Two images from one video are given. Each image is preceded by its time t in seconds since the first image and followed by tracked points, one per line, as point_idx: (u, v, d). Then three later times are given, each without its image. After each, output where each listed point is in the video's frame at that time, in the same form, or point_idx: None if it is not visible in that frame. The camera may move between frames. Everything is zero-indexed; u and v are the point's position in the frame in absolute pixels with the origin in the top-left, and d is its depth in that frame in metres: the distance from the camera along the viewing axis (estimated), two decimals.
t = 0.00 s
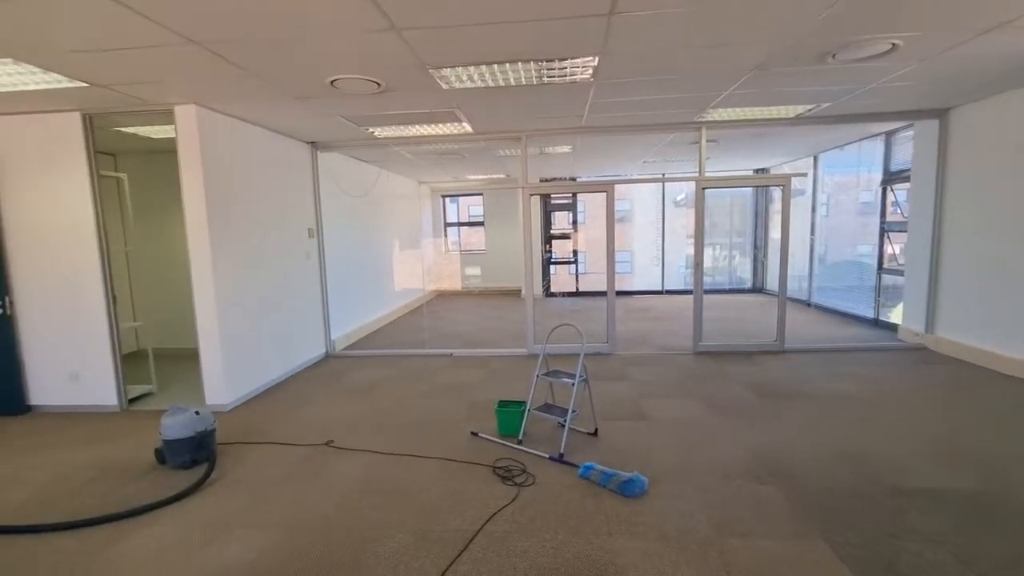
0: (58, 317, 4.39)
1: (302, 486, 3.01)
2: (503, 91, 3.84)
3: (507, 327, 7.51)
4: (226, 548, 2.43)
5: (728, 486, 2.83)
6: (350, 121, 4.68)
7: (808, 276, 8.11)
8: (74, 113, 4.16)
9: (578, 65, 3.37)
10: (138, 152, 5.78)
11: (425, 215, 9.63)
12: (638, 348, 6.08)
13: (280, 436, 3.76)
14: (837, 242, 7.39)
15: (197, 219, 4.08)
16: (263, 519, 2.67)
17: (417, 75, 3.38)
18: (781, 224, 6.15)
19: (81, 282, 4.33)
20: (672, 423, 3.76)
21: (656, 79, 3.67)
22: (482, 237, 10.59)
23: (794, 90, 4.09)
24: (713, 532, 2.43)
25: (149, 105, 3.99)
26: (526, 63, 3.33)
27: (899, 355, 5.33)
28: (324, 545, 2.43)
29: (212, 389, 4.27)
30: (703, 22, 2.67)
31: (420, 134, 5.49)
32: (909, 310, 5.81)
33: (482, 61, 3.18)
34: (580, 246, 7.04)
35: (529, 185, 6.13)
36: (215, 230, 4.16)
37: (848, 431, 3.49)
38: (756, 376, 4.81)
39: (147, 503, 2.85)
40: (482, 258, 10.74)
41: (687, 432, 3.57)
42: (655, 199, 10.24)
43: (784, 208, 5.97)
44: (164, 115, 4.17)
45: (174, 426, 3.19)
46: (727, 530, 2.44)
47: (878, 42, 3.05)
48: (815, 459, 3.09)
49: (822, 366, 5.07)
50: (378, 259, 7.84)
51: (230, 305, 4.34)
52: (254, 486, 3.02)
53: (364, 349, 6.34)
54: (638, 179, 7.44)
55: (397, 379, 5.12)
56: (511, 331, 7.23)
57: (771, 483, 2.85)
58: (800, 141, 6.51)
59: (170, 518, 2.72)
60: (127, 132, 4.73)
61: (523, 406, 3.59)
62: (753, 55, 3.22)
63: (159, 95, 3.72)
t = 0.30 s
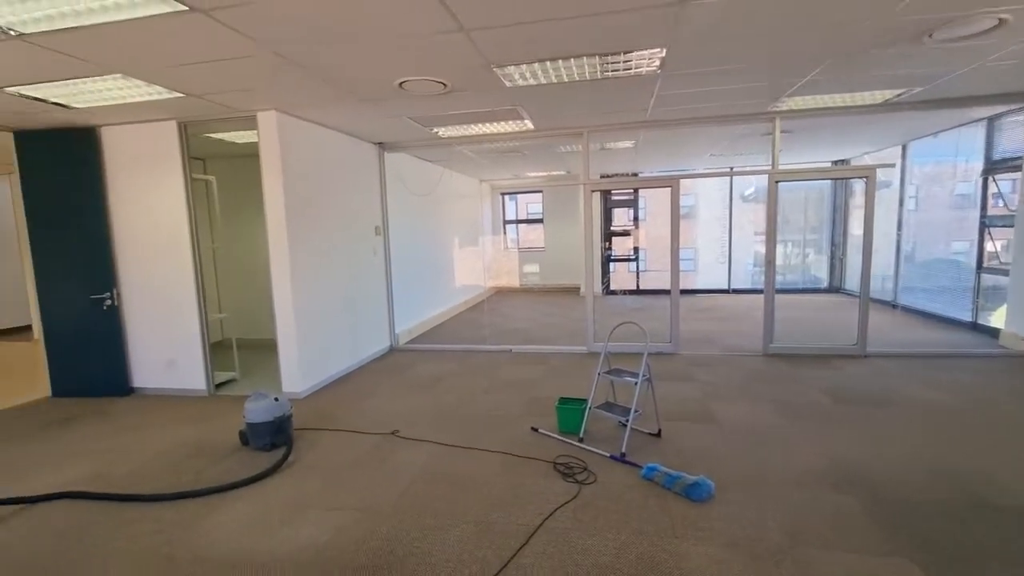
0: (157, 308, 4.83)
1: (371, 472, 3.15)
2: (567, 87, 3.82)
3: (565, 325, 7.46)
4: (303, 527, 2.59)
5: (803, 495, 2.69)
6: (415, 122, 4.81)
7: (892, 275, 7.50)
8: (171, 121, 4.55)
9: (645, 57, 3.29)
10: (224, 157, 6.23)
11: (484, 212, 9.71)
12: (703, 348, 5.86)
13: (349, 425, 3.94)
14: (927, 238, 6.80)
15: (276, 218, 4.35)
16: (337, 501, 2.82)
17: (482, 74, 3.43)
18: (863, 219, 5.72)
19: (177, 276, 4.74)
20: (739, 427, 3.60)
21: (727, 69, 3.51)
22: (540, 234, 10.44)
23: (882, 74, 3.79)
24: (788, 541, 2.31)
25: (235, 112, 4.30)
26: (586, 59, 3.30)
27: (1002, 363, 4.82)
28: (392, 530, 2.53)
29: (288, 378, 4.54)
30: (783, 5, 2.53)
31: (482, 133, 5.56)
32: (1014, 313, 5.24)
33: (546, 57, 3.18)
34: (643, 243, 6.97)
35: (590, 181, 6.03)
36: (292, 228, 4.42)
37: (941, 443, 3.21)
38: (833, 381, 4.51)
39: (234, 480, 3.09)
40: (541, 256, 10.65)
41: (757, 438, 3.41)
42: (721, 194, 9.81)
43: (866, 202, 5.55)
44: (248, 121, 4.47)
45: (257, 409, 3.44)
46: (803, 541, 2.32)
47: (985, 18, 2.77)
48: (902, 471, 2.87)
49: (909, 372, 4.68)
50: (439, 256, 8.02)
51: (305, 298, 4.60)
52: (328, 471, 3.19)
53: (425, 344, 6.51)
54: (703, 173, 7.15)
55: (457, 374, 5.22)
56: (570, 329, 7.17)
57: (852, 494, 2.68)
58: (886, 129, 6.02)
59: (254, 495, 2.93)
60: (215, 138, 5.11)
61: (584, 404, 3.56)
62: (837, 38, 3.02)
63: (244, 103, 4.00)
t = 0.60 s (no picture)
0: (243, 299, 5.21)
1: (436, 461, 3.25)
2: (633, 79, 3.74)
3: (627, 322, 7.35)
4: (374, 509, 2.72)
5: (891, 510, 2.50)
6: (481, 119, 4.89)
7: (994, 275, 6.79)
8: (257, 125, 4.88)
9: (718, 45, 3.16)
10: (302, 158, 6.62)
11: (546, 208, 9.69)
12: (776, 350, 5.58)
13: (416, 414, 4.08)
14: None
15: (348, 214, 4.57)
16: (405, 487, 2.94)
17: (548, 70, 3.43)
18: (961, 212, 5.23)
19: (260, 269, 5.08)
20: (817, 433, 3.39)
21: (809, 53, 3.30)
22: (602, 230, 10.31)
23: (989, 52, 3.43)
24: (872, 558, 2.16)
25: (313, 115, 4.55)
26: (655, 49, 3.21)
27: None
28: (457, 517, 2.60)
29: (358, 367, 4.76)
30: None
31: (545, 128, 5.56)
32: None
33: (613, 50, 3.13)
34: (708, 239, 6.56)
35: (655, 175, 5.87)
36: (363, 224, 4.62)
37: None
38: (924, 389, 4.16)
39: (311, 462, 3.29)
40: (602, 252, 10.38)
41: (838, 446, 3.20)
42: (795, 186, 9.24)
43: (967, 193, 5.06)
44: (324, 123, 4.71)
45: (332, 396, 3.64)
46: (890, 558, 2.16)
47: None
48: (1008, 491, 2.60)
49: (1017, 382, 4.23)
50: (501, 252, 8.12)
51: (374, 291, 4.79)
52: (396, 457, 3.33)
53: (487, 338, 6.62)
54: (778, 164, 6.78)
55: (519, 368, 5.28)
56: (632, 326, 7.06)
57: (947, 512, 2.46)
58: (992, 113, 5.46)
59: (329, 477, 3.11)
60: (295, 139, 5.43)
61: (649, 403, 3.49)
62: (938, 14, 2.76)
63: (322, 106, 4.22)
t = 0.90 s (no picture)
0: (328, 289, 5.56)
1: (505, 454, 3.31)
2: (717, 71, 3.58)
3: (702, 325, 7.07)
4: (445, 495, 2.82)
5: (1005, 543, 2.24)
6: (556, 116, 4.89)
7: None
8: (344, 126, 5.18)
9: (813, 32, 2.96)
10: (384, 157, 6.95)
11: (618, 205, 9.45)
12: (869, 360, 5.15)
13: (486, 407, 4.18)
14: None
15: (426, 210, 4.74)
16: (474, 476, 3.02)
17: (627, 64, 3.37)
18: None
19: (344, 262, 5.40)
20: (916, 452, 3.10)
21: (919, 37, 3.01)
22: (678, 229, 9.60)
23: None
24: None
25: (396, 116, 4.75)
26: (742, 39, 3.06)
27: None
28: (525, 510, 2.65)
29: (431, 357, 4.94)
30: None
31: (621, 124, 5.47)
32: None
33: (697, 42, 3.03)
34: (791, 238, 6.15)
35: (737, 172, 5.60)
36: (438, 219, 4.78)
37: None
38: None
39: (388, 446, 3.46)
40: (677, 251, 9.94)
41: (942, 469, 2.91)
42: (897, 183, 8.40)
43: None
44: (405, 123, 4.92)
45: (408, 384, 3.80)
46: None
47: None
48: None
49: None
50: (571, 249, 8.09)
51: (448, 285, 4.94)
52: (466, 447, 3.43)
53: (556, 335, 6.63)
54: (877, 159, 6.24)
55: (588, 367, 5.24)
56: (707, 329, 6.78)
57: None
58: None
59: (403, 461, 3.26)
60: (378, 139, 5.71)
61: (725, 409, 3.35)
62: None
63: (404, 107, 4.40)
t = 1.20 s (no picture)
0: (392, 283, 5.77)
1: (561, 450, 3.31)
2: (794, 59, 3.39)
3: (769, 326, 6.74)
4: (503, 487, 2.86)
5: None
6: (617, 111, 4.82)
7: None
8: (409, 125, 5.34)
9: (904, 13, 2.74)
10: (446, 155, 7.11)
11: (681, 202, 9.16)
12: (962, 370, 4.72)
13: (542, 403, 4.19)
14: None
15: (486, 207, 4.81)
16: (531, 470, 3.04)
17: (696, 55, 3.26)
18: None
19: (407, 257, 5.58)
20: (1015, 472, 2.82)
21: None
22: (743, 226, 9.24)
23: None
24: None
25: (458, 114, 4.85)
26: (822, 25, 2.88)
27: None
28: (582, 507, 2.64)
29: (489, 352, 5.01)
30: None
31: (685, 118, 5.31)
32: None
33: (772, 29, 2.88)
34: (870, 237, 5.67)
35: (812, 166, 5.28)
36: (498, 216, 4.84)
37: None
38: None
39: (447, 436, 3.55)
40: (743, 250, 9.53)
41: None
42: (998, 175, 7.67)
43: None
44: (467, 121, 5.01)
45: (467, 377, 3.88)
46: None
47: None
48: None
49: None
50: (631, 246, 7.93)
51: (506, 280, 4.99)
52: (523, 441, 3.46)
53: (613, 334, 6.54)
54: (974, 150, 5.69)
55: (647, 367, 5.14)
56: (775, 332, 6.45)
57: None
58: None
59: (462, 452, 3.33)
60: (441, 138, 5.85)
61: (795, 415, 3.18)
62: None
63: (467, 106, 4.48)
